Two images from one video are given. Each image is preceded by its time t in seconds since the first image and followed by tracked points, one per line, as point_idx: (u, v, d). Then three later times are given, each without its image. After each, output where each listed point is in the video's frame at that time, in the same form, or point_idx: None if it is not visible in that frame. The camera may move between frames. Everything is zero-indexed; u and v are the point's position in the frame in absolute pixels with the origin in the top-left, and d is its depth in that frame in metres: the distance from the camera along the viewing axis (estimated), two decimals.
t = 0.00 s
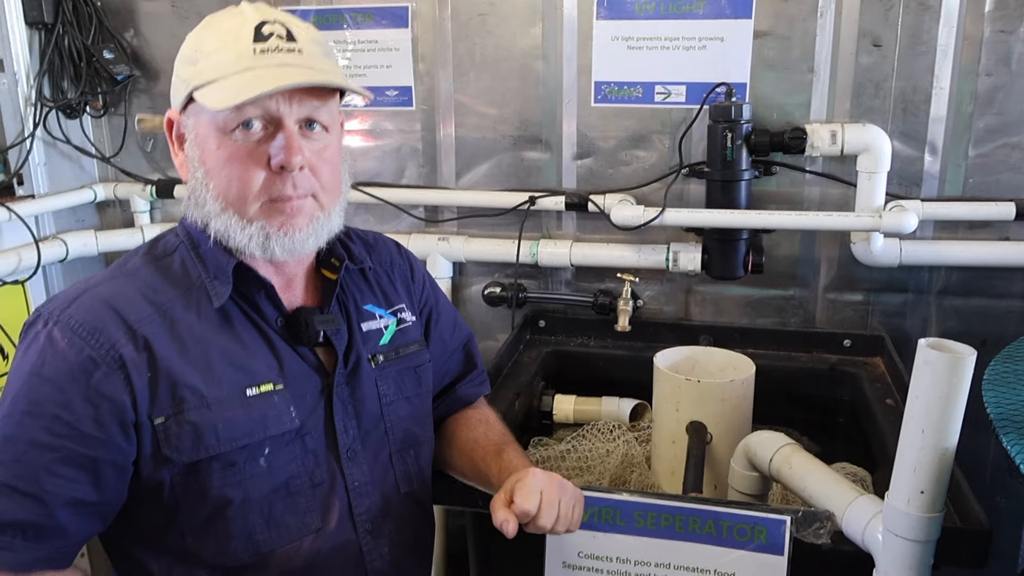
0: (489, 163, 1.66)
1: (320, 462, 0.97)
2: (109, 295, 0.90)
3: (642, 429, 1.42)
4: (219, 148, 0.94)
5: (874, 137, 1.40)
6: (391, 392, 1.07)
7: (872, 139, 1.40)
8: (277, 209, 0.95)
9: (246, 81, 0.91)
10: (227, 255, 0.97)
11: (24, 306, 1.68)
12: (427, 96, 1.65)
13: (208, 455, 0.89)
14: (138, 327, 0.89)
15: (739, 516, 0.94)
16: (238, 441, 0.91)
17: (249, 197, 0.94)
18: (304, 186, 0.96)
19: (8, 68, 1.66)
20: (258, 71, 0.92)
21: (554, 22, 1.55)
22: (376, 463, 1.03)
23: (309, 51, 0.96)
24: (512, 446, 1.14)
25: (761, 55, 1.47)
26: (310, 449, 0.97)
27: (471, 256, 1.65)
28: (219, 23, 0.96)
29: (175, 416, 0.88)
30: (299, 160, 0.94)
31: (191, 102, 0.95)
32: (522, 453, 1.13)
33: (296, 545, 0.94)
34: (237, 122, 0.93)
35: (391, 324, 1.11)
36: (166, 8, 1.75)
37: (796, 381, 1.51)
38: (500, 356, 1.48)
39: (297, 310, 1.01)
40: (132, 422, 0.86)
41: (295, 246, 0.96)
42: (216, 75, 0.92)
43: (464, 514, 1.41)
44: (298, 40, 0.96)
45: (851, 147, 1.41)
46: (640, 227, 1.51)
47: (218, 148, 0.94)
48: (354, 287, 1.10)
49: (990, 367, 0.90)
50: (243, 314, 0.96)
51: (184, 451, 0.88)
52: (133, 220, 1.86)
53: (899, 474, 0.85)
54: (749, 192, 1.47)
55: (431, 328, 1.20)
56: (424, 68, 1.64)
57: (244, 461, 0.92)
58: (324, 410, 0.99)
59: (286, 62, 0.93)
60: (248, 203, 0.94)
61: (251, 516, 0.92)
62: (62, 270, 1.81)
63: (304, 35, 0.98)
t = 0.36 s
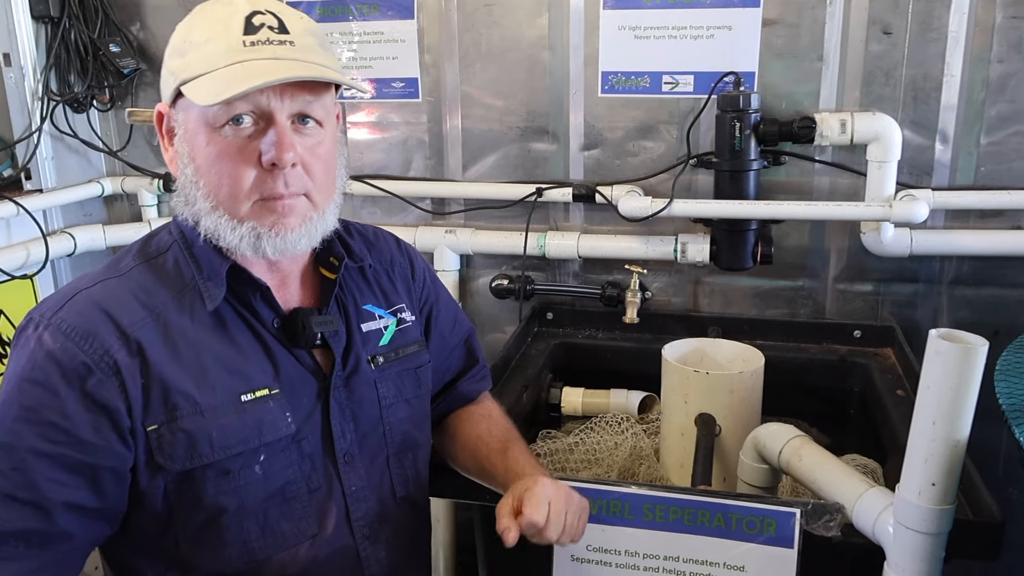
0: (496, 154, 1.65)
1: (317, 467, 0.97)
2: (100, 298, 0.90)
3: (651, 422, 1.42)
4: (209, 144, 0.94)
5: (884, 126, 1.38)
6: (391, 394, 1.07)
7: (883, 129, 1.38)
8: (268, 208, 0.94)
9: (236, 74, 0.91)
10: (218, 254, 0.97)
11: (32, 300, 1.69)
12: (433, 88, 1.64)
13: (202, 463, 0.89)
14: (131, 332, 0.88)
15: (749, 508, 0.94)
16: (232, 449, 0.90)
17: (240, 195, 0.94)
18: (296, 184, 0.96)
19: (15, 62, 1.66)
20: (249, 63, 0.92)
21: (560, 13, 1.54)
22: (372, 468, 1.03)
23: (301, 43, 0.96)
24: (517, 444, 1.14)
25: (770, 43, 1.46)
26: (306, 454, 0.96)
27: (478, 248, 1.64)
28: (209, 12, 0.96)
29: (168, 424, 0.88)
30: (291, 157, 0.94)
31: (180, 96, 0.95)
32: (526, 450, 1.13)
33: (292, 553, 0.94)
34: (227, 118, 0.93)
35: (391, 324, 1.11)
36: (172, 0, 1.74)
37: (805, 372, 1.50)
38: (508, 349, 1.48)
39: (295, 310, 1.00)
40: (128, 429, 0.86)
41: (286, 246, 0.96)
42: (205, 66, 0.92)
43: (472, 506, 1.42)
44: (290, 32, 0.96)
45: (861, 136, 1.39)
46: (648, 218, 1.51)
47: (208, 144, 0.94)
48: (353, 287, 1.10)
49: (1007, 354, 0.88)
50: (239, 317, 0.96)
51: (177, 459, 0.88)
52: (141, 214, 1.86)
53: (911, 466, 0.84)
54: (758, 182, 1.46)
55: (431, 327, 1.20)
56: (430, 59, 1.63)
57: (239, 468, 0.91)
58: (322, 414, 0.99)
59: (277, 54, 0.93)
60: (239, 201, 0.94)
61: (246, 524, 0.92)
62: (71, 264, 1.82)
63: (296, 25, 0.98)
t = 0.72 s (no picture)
0: (500, 157, 1.64)
1: (320, 484, 0.97)
2: (89, 317, 0.89)
3: (657, 428, 1.41)
4: (196, 152, 0.93)
5: (892, 129, 1.38)
6: (395, 405, 1.06)
7: (890, 132, 1.37)
8: (258, 216, 0.93)
9: (221, 77, 0.90)
10: (210, 267, 0.96)
11: (32, 304, 1.68)
12: (438, 90, 1.64)
13: (200, 485, 0.88)
14: (121, 352, 0.87)
15: (760, 518, 0.93)
16: (230, 469, 0.90)
17: (229, 203, 0.93)
18: (286, 191, 0.95)
19: (15, 63, 1.65)
20: (233, 65, 0.91)
21: (565, 15, 1.53)
22: (377, 481, 1.02)
23: (288, 43, 0.95)
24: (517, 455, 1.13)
25: (776, 47, 1.45)
26: (308, 471, 0.96)
27: (482, 252, 1.63)
28: (192, 14, 0.95)
29: (163, 445, 0.87)
30: (279, 163, 0.93)
31: (164, 104, 0.95)
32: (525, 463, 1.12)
33: (298, 572, 0.93)
34: (213, 124, 0.92)
35: (392, 333, 1.10)
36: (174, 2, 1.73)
37: (811, 377, 1.49)
38: (513, 354, 1.47)
39: (291, 322, 0.99)
40: (119, 453, 0.85)
41: (278, 256, 0.95)
42: (190, 69, 0.91)
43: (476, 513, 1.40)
44: (276, 32, 0.95)
45: (868, 140, 1.39)
46: (654, 222, 1.50)
47: (194, 152, 0.93)
48: (353, 295, 1.10)
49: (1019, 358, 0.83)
50: (234, 332, 0.95)
51: (174, 481, 0.87)
52: (142, 217, 1.84)
53: (924, 476, 0.83)
54: (764, 185, 1.45)
55: (433, 335, 1.19)
56: (434, 61, 1.62)
57: (238, 488, 0.91)
58: (323, 428, 0.98)
59: (262, 55, 0.92)
60: (228, 210, 0.93)
61: (248, 545, 0.91)
62: (71, 267, 1.80)
63: (282, 26, 0.97)
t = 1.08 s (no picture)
0: (499, 171, 1.64)
1: (320, 506, 0.95)
2: (84, 338, 0.88)
3: (658, 442, 1.40)
4: (192, 168, 0.92)
5: (891, 144, 1.38)
6: (397, 424, 1.05)
7: (889, 147, 1.38)
8: (255, 233, 0.92)
9: (217, 92, 0.89)
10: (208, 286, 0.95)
11: (25, 318, 1.66)
12: (436, 103, 1.63)
13: (196, 508, 0.86)
14: (116, 373, 0.86)
15: (766, 534, 0.93)
16: (226, 492, 0.88)
17: (226, 220, 0.92)
18: (284, 207, 0.93)
19: (9, 75, 1.62)
20: (228, 80, 0.90)
21: (564, 29, 1.53)
22: (378, 503, 1.01)
23: (284, 57, 0.94)
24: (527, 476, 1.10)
25: (775, 61, 1.45)
26: (307, 493, 0.94)
27: (481, 266, 1.62)
28: (187, 30, 0.94)
29: (158, 468, 0.85)
30: (276, 178, 0.91)
31: (160, 119, 0.94)
32: (534, 482, 1.09)
33: None
34: (209, 139, 0.91)
35: (395, 351, 1.09)
36: (170, 14, 1.72)
37: (812, 391, 1.49)
38: (513, 368, 1.46)
39: (291, 342, 0.98)
40: (112, 476, 0.83)
41: (275, 273, 0.94)
42: (185, 85, 0.90)
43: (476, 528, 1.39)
44: (272, 46, 0.94)
45: (867, 154, 1.39)
46: (654, 236, 1.50)
47: (190, 167, 0.92)
48: (355, 313, 1.09)
49: None
50: (231, 351, 0.94)
51: (169, 505, 0.85)
52: (136, 230, 1.83)
53: (933, 494, 0.82)
54: (764, 200, 1.45)
55: (437, 353, 1.18)
56: (433, 74, 1.62)
57: (234, 512, 0.89)
58: (322, 449, 0.97)
59: (258, 70, 0.91)
60: (225, 226, 0.92)
61: (246, 569, 0.89)
62: (64, 281, 1.78)
63: (279, 40, 0.96)
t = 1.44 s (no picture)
0: (500, 174, 1.64)
1: (322, 513, 0.94)
2: (82, 348, 0.87)
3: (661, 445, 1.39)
4: (188, 172, 0.91)
5: (893, 147, 1.38)
6: (400, 429, 1.04)
7: (892, 150, 1.38)
8: (253, 237, 0.91)
9: (212, 95, 0.88)
10: (207, 293, 0.94)
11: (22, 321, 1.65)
12: (437, 106, 1.63)
13: (196, 518, 0.85)
14: (114, 384, 0.85)
15: (774, 540, 0.92)
16: (227, 501, 0.87)
17: (224, 224, 0.91)
18: (282, 210, 0.92)
19: (6, 77, 1.61)
20: (224, 82, 0.89)
21: (566, 32, 1.53)
22: (381, 509, 1.01)
23: (280, 59, 0.93)
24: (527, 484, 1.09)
25: (778, 65, 1.46)
26: (309, 500, 0.94)
27: (482, 269, 1.62)
28: (179, 33, 0.93)
29: (158, 478, 0.84)
30: (274, 180, 0.90)
31: (155, 124, 0.93)
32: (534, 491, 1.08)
33: None
34: (205, 143, 0.90)
35: (397, 355, 1.09)
36: (169, 15, 1.71)
37: (813, 395, 1.49)
38: (515, 371, 1.45)
39: (291, 347, 0.97)
40: (113, 487, 0.83)
41: (274, 278, 0.93)
42: (180, 89, 0.89)
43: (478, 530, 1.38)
44: (267, 47, 0.93)
45: (870, 158, 1.39)
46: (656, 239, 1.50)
47: (187, 172, 0.91)
48: (357, 317, 1.08)
49: None
50: (230, 357, 0.93)
51: (169, 515, 0.85)
52: (134, 232, 1.82)
53: (943, 498, 0.82)
54: (766, 203, 1.45)
55: (441, 356, 1.17)
56: (434, 77, 1.61)
57: (235, 521, 0.88)
58: (323, 456, 0.96)
59: (254, 71, 0.90)
60: (223, 230, 0.91)
61: None
62: (61, 284, 1.77)
63: (274, 41, 0.95)
